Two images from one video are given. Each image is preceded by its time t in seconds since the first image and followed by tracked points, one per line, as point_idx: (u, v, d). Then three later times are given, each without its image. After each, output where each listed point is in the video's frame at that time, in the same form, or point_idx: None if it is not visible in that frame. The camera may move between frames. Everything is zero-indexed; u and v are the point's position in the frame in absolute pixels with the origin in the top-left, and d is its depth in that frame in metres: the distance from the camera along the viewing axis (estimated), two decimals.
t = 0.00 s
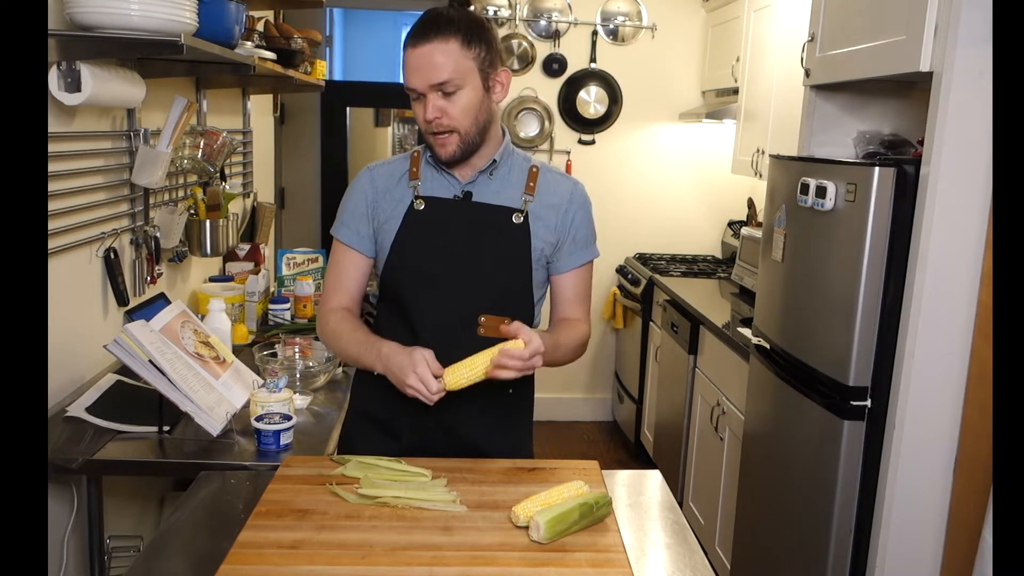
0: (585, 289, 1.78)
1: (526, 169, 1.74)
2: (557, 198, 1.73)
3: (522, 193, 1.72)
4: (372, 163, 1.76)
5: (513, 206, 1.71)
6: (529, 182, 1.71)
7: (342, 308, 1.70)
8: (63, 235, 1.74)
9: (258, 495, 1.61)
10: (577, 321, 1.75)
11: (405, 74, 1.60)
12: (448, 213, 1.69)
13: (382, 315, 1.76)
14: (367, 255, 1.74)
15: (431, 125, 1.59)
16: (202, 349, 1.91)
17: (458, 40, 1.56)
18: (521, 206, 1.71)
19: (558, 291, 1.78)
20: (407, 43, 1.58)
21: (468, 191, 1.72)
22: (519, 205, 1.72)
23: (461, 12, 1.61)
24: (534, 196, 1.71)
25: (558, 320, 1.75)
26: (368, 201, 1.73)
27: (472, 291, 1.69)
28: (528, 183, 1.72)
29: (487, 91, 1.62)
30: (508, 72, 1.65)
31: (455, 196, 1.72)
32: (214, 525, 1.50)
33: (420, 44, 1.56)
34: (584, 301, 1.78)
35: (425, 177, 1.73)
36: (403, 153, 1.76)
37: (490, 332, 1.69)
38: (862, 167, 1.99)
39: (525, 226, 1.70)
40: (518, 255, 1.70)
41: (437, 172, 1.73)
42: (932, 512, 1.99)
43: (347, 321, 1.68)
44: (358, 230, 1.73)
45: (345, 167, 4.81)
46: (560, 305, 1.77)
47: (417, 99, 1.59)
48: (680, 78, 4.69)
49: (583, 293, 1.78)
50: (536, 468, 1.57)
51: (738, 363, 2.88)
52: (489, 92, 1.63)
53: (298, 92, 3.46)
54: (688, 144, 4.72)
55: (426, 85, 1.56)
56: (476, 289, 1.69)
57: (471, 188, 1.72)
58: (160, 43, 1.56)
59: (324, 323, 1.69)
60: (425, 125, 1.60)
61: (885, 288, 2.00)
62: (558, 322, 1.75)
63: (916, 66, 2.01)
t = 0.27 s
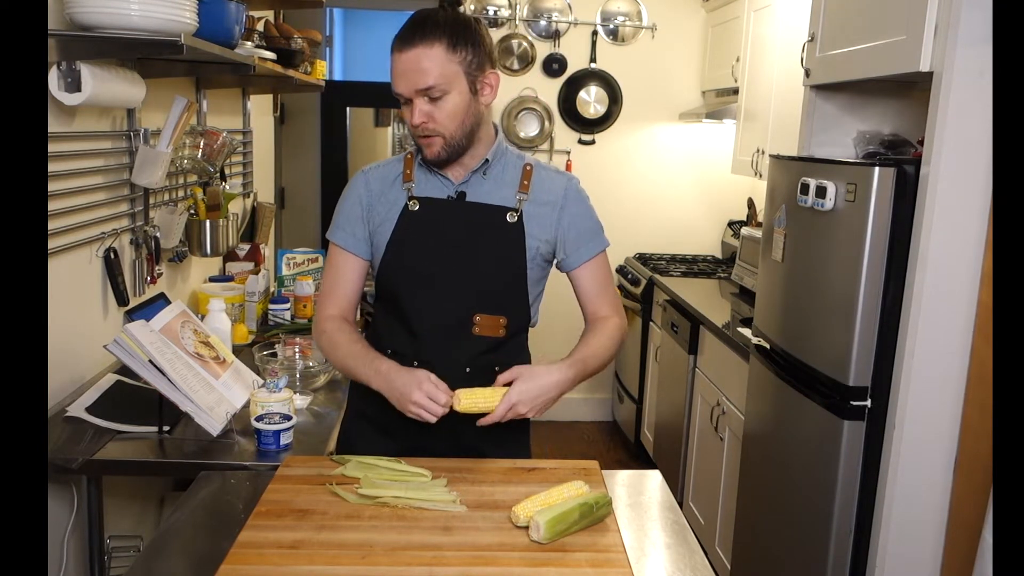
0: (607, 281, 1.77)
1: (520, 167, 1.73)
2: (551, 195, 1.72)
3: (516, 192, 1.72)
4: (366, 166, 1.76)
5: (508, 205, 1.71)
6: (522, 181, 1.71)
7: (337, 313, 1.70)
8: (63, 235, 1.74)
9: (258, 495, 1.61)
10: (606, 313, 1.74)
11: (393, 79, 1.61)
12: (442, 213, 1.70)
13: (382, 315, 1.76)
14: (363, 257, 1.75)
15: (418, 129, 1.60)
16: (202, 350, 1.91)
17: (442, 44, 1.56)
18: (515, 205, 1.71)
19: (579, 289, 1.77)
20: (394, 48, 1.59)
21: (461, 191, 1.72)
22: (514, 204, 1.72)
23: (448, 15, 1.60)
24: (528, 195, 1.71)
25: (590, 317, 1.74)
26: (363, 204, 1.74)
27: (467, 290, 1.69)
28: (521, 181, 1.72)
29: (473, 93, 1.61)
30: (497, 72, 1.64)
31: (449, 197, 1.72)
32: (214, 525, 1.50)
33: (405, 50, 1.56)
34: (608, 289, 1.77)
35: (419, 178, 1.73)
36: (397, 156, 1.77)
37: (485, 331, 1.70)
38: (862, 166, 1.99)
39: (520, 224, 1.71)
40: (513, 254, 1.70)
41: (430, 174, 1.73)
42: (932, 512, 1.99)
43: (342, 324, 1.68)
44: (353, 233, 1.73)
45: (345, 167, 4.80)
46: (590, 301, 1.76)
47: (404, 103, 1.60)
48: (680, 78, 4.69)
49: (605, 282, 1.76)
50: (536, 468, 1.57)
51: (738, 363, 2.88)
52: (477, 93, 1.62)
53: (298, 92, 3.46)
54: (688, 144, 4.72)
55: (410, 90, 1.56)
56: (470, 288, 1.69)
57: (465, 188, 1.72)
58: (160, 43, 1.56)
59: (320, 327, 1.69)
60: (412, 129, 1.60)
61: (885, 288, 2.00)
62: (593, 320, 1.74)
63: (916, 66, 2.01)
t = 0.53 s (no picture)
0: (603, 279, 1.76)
1: (516, 167, 1.73)
2: (548, 194, 1.72)
3: (512, 193, 1.72)
4: (361, 168, 1.76)
5: (505, 205, 1.71)
6: (519, 181, 1.71)
7: (329, 314, 1.71)
8: (64, 235, 1.74)
9: (258, 495, 1.61)
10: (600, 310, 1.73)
11: (394, 79, 1.59)
12: (440, 214, 1.70)
13: (381, 316, 1.76)
14: (358, 260, 1.75)
15: (422, 131, 1.59)
16: (202, 350, 1.91)
17: (448, 44, 1.55)
18: (512, 205, 1.71)
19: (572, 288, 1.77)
20: (396, 48, 1.57)
21: (458, 193, 1.72)
22: (511, 204, 1.72)
23: (449, 15, 1.60)
24: (525, 195, 1.71)
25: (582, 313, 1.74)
26: (358, 207, 1.74)
27: (464, 289, 1.69)
28: (518, 182, 1.72)
29: (476, 94, 1.62)
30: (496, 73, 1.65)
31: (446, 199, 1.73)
32: (214, 525, 1.50)
33: (411, 50, 1.54)
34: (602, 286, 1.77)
35: (414, 180, 1.73)
36: (391, 156, 1.76)
37: (484, 330, 1.70)
38: (862, 166, 1.99)
39: (517, 224, 1.71)
40: (511, 254, 1.70)
41: (426, 175, 1.73)
42: (932, 512, 1.99)
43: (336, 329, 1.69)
44: (348, 236, 1.73)
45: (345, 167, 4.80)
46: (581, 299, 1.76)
47: (407, 104, 1.58)
48: (680, 78, 4.69)
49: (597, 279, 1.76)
50: (536, 468, 1.57)
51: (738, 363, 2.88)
52: (479, 94, 1.63)
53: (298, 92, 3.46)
54: (688, 144, 4.72)
55: (418, 91, 1.55)
56: (469, 288, 1.69)
57: (461, 190, 1.72)
58: (160, 43, 1.56)
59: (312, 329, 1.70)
60: (415, 130, 1.59)
61: (885, 288, 2.00)
62: (581, 318, 1.74)
63: (916, 66, 2.01)
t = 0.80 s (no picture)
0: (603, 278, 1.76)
1: (514, 166, 1.73)
2: (547, 194, 1.72)
3: (511, 192, 1.72)
4: (359, 166, 1.75)
5: (504, 204, 1.71)
6: (517, 181, 1.71)
7: (326, 312, 1.72)
8: (64, 235, 1.74)
9: (258, 495, 1.61)
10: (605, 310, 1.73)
11: (398, 78, 1.57)
12: (438, 214, 1.70)
13: (382, 316, 1.76)
14: (356, 259, 1.76)
15: (427, 131, 1.59)
16: (202, 349, 1.91)
17: (456, 45, 1.55)
18: (511, 205, 1.71)
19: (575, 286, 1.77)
20: (401, 45, 1.55)
21: (456, 193, 1.72)
22: (510, 204, 1.72)
23: (455, 12, 1.58)
24: (523, 195, 1.71)
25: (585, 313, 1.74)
26: (356, 206, 1.74)
27: (463, 290, 1.69)
28: (517, 181, 1.72)
29: (481, 93, 1.62)
30: (500, 72, 1.65)
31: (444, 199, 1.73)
32: (214, 525, 1.50)
33: (418, 50, 1.53)
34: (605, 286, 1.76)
35: (413, 178, 1.73)
36: (390, 155, 1.76)
37: (483, 330, 1.70)
38: (862, 166, 1.99)
39: (516, 224, 1.71)
40: (510, 253, 1.70)
41: (424, 175, 1.73)
42: (932, 512, 1.99)
43: (330, 328, 1.69)
44: (346, 236, 1.74)
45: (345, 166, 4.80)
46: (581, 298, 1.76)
47: (412, 104, 1.58)
48: (680, 78, 4.69)
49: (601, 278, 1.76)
50: (536, 468, 1.57)
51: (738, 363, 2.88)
52: (483, 94, 1.63)
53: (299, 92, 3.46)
54: (688, 144, 4.72)
55: (425, 92, 1.54)
56: (468, 288, 1.69)
57: (460, 189, 1.72)
58: (160, 43, 1.56)
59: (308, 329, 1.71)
60: (420, 130, 1.59)
61: (885, 288, 2.00)
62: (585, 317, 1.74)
63: (916, 66, 2.01)
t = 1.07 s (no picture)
0: (612, 277, 1.76)
1: (517, 168, 1.73)
2: (550, 195, 1.72)
3: (514, 194, 1.72)
4: (362, 167, 1.74)
5: (507, 206, 1.71)
6: (521, 182, 1.71)
7: (329, 312, 1.72)
8: (64, 235, 1.74)
9: (258, 494, 1.61)
10: (616, 307, 1.73)
11: (407, 80, 1.56)
12: (441, 216, 1.70)
13: (383, 317, 1.76)
14: (359, 261, 1.76)
15: (436, 134, 1.58)
16: (202, 349, 1.91)
17: (467, 49, 1.54)
18: (514, 207, 1.71)
19: (583, 284, 1.76)
20: (411, 48, 1.54)
21: (460, 195, 1.72)
22: (513, 205, 1.72)
23: (464, 16, 1.58)
24: (527, 197, 1.71)
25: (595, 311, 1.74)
26: (359, 208, 1.73)
27: (467, 291, 1.69)
28: (520, 183, 1.72)
29: (488, 97, 1.62)
30: (507, 75, 1.65)
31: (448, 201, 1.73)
32: (214, 525, 1.50)
33: (429, 53, 1.53)
34: (616, 284, 1.76)
35: (416, 180, 1.73)
36: (392, 156, 1.76)
37: (487, 331, 1.70)
38: (862, 166, 1.99)
39: (519, 225, 1.71)
40: (513, 255, 1.70)
41: (427, 176, 1.73)
42: (932, 512, 1.99)
43: (333, 328, 1.69)
44: (349, 238, 1.73)
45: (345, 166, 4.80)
46: (590, 297, 1.75)
47: (420, 106, 1.57)
48: (680, 78, 4.69)
49: (611, 276, 1.75)
50: (536, 468, 1.57)
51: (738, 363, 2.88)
52: (491, 97, 1.63)
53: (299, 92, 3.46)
54: (688, 144, 4.72)
55: (435, 96, 1.54)
56: (471, 290, 1.69)
57: (463, 192, 1.72)
58: (160, 43, 1.56)
59: (310, 330, 1.71)
60: (428, 133, 1.59)
61: (885, 288, 2.00)
62: (594, 316, 1.74)
63: (916, 66, 2.01)
